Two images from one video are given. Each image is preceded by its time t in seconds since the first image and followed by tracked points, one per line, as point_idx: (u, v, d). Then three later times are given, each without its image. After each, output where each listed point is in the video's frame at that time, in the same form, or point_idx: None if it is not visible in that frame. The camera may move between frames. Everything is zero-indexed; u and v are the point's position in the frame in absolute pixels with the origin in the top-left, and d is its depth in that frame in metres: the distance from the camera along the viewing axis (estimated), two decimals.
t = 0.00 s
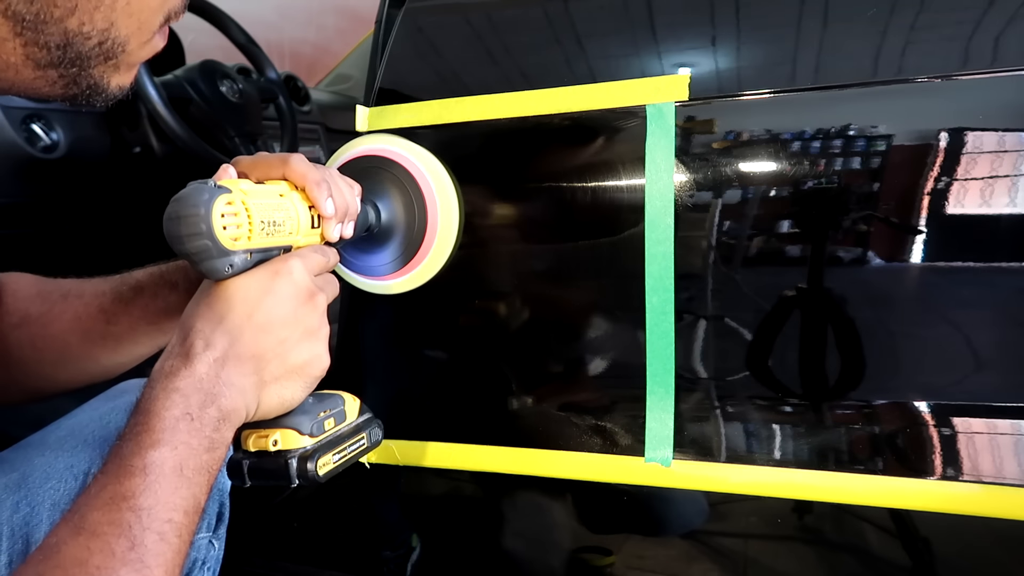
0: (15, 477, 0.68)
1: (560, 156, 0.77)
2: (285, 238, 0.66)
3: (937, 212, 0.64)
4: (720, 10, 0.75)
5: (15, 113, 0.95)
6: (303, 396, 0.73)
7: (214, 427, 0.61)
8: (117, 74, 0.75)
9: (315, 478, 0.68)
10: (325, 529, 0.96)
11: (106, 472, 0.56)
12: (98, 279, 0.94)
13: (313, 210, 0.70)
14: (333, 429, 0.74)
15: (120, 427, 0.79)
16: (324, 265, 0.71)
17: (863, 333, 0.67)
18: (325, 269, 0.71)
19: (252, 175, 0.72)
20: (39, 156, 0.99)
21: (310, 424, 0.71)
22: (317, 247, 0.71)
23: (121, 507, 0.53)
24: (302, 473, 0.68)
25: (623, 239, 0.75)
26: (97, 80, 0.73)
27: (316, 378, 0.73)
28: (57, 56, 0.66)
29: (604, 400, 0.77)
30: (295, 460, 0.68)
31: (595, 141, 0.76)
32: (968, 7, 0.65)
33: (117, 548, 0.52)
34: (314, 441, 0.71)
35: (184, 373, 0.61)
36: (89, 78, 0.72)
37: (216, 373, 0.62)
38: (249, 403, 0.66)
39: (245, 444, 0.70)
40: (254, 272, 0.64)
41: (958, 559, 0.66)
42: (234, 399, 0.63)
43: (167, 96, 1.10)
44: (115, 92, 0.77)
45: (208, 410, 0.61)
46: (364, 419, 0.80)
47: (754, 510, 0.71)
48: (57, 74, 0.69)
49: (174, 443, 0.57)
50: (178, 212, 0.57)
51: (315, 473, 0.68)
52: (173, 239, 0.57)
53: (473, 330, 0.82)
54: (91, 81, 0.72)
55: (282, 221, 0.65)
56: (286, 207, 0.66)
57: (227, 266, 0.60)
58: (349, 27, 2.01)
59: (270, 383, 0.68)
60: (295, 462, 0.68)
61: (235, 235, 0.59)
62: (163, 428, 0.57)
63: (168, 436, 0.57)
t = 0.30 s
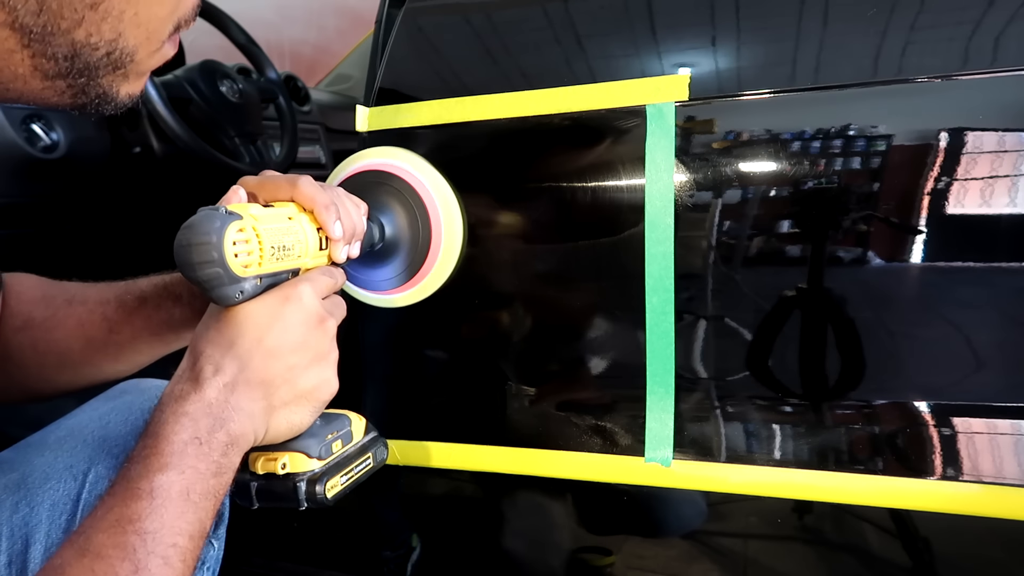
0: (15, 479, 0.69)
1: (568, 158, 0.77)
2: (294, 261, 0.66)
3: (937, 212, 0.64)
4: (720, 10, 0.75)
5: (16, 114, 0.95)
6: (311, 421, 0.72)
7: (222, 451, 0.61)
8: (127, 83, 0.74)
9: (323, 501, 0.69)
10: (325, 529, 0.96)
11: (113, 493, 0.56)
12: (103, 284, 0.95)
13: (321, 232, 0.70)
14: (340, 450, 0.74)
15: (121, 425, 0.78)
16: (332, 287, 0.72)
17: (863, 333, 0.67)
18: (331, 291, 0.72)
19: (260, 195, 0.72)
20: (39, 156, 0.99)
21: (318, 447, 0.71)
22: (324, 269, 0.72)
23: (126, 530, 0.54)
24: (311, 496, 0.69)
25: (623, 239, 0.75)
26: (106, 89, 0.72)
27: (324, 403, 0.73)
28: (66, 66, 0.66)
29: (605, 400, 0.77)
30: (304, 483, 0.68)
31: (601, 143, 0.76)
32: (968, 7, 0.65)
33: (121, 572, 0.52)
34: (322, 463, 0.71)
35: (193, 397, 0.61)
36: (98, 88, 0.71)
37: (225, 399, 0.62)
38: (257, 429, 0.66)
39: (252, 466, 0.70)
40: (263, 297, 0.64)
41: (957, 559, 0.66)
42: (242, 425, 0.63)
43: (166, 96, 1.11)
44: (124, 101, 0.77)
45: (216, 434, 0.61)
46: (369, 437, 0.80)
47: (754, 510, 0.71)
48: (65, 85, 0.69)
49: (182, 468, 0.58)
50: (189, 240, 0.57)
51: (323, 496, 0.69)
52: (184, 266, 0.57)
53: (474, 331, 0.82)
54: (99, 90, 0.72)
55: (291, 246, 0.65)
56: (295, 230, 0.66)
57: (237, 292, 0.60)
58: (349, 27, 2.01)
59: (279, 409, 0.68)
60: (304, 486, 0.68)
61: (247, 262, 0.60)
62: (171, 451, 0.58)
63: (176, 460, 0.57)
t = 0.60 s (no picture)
0: (20, 479, 0.69)
1: (574, 159, 0.77)
2: (318, 264, 0.66)
3: (937, 212, 0.64)
4: (720, 10, 0.74)
5: (17, 114, 0.94)
6: (331, 426, 0.73)
7: (241, 458, 0.62)
8: (130, 83, 0.74)
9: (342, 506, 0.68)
10: (324, 529, 0.96)
11: (130, 497, 0.57)
12: (122, 279, 0.96)
13: (345, 235, 0.70)
14: (360, 455, 0.73)
15: (126, 425, 0.77)
16: (353, 291, 0.71)
17: (863, 333, 0.67)
18: (353, 294, 0.72)
19: (286, 195, 0.74)
20: (40, 156, 0.99)
21: (337, 452, 0.70)
22: (347, 271, 0.72)
23: (141, 536, 0.54)
24: (329, 501, 0.68)
25: (623, 239, 0.75)
26: (108, 89, 0.72)
27: (344, 410, 0.73)
28: (66, 67, 0.66)
29: (605, 400, 0.77)
30: (323, 488, 0.68)
31: (605, 143, 0.76)
32: (968, 7, 0.65)
33: None
34: (341, 468, 0.71)
35: (215, 402, 0.62)
36: (100, 88, 0.71)
37: (245, 404, 0.63)
38: (276, 434, 0.66)
39: (271, 468, 0.69)
40: (288, 302, 0.64)
41: (958, 559, 0.66)
42: (261, 431, 0.64)
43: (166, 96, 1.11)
44: (128, 99, 0.76)
45: (235, 440, 0.62)
46: (387, 441, 0.79)
47: (754, 510, 0.71)
48: (67, 84, 0.69)
49: (200, 475, 0.58)
50: (215, 244, 0.57)
51: (342, 501, 0.68)
52: (211, 269, 0.57)
53: (475, 331, 0.82)
54: (102, 90, 0.72)
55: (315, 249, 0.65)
56: (319, 234, 0.66)
57: (262, 296, 0.60)
58: (349, 27, 2.01)
59: (298, 413, 0.69)
60: (323, 490, 0.68)
61: (273, 266, 0.59)
62: (190, 457, 0.58)
63: (194, 466, 0.58)
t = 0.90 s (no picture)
0: (17, 475, 0.67)
1: (576, 159, 0.77)
2: (346, 265, 0.66)
3: (937, 212, 0.64)
4: (720, 10, 0.74)
5: (16, 114, 0.94)
6: (352, 430, 0.72)
7: (260, 462, 0.62)
8: (129, 79, 0.74)
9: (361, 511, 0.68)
10: (324, 529, 0.97)
11: (148, 500, 0.57)
12: (146, 272, 0.96)
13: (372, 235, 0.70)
14: (379, 459, 0.73)
15: (122, 423, 0.77)
16: (378, 292, 0.71)
17: (863, 333, 0.67)
18: (380, 296, 0.72)
19: (316, 192, 0.74)
20: (40, 156, 0.99)
21: (357, 456, 0.70)
22: (374, 272, 0.72)
23: (157, 541, 0.54)
24: (347, 505, 0.68)
25: (623, 239, 0.75)
26: (107, 86, 0.73)
27: (366, 414, 0.73)
28: (63, 64, 0.66)
29: (604, 399, 0.77)
30: (341, 491, 0.68)
31: (606, 143, 0.76)
32: (968, 7, 0.65)
33: None
34: (360, 472, 0.71)
35: (237, 404, 0.62)
36: (99, 85, 0.71)
37: (268, 406, 0.63)
38: (298, 437, 0.66)
39: (290, 470, 0.70)
40: (316, 303, 0.64)
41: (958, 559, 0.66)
42: (282, 434, 0.64)
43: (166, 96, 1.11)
44: (129, 97, 0.77)
45: (256, 444, 0.62)
46: (404, 444, 0.78)
47: (754, 510, 0.71)
48: (65, 82, 0.69)
49: (219, 480, 0.58)
50: (246, 242, 0.56)
51: (360, 505, 0.68)
52: (241, 268, 0.57)
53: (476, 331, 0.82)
54: (101, 87, 0.72)
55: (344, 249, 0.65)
56: (348, 234, 0.66)
57: (290, 296, 0.60)
58: (349, 27, 2.01)
59: (321, 417, 0.69)
60: (341, 494, 0.68)
61: (304, 266, 0.59)
62: (210, 461, 0.58)
63: (213, 471, 0.58)
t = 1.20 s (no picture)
0: (17, 475, 0.66)
1: (576, 159, 0.77)
2: (368, 268, 0.66)
3: (937, 212, 0.64)
4: (720, 10, 0.74)
5: (16, 114, 0.94)
6: (371, 434, 0.72)
7: (278, 467, 0.61)
8: (124, 75, 0.74)
9: (381, 516, 0.67)
10: (323, 529, 0.97)
11: (162, 503, 0.57)
12: (165, 266, 0.96)
13: (396, 237, 0.70)
14: (399, 463, 0.73)
15: (121, 422, 0.76)
16: (402, 294, 0.71)
17: (863, 333, 0.67)
18: (402, 297, 0.72)
19: (339, 192, 0.73)
20: (39, 156, 0.98)
21: (378, 460, 0.70)
22: (396, 275, 0.72)
23: (170, 545, 0.53)
24: (367, 509, 0.67)
25: (623, 239, 0.75)
26: (101, 83, 0.73)
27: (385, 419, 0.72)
28: (54, 61, 0.66)
29: (603, 399, 0.77)
30: (362, 495, 0.67)
31: (607, 143, 0.76)
32: (968, 7, 0.65)
33: None
34: (380, 476, 0.70)
35: (257, 407, 0.61)
36: (93, 81, 0.72)
37: (287, 409, 0.63)
38: (316, 441, 0.66)
39: (309, 472, 0.70)
40: (339, 306, 0.64)
41: (958, 559, 0.66)
42: (301, 438, 0.64)
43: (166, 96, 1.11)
44: (124, 93, 0.77)
45: (275, 448, 0.61)
46: (423, 448, 0.79)
47: (754, 510, 0.71)
48: (58, 79, 0.70)
49: (235, 484, 0.58)
50: (271, 244, 0.56)
51: (379, 510, 0.67)
52: (265, 270, 0.56)
53: (476, 331, 0.82)
54: (94, 84, 0.72)
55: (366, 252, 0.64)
56: (371, 236, 0.65)
57: (314, 300, 0.59)
58: (349, 27, 2.01)
59: (341, 421, 0.68)
60: (361, 497, 0.67)
61: (328, 270, 0.58)
62: (227, 465, 0.58)
63: (230, 475, 0.58)
